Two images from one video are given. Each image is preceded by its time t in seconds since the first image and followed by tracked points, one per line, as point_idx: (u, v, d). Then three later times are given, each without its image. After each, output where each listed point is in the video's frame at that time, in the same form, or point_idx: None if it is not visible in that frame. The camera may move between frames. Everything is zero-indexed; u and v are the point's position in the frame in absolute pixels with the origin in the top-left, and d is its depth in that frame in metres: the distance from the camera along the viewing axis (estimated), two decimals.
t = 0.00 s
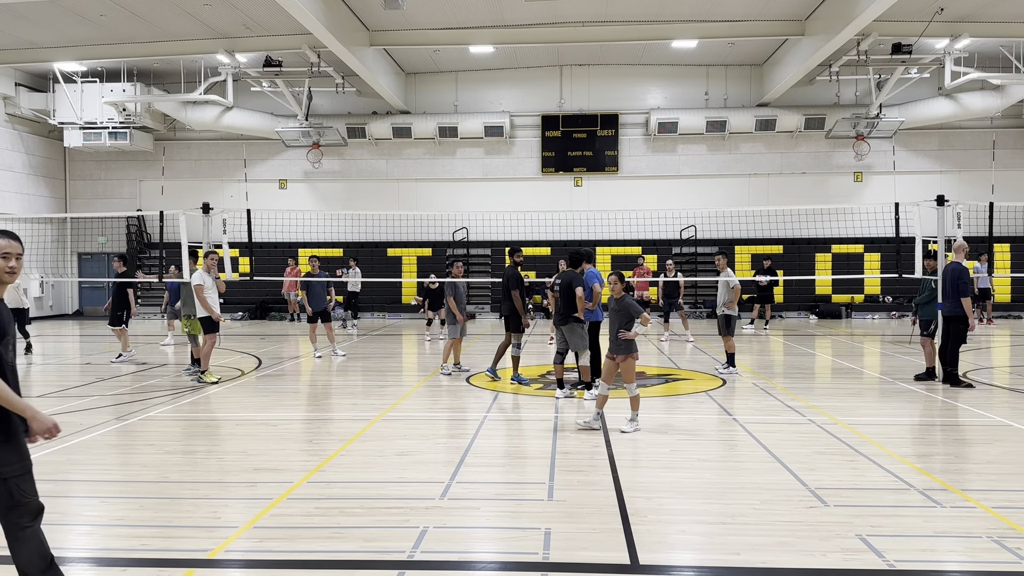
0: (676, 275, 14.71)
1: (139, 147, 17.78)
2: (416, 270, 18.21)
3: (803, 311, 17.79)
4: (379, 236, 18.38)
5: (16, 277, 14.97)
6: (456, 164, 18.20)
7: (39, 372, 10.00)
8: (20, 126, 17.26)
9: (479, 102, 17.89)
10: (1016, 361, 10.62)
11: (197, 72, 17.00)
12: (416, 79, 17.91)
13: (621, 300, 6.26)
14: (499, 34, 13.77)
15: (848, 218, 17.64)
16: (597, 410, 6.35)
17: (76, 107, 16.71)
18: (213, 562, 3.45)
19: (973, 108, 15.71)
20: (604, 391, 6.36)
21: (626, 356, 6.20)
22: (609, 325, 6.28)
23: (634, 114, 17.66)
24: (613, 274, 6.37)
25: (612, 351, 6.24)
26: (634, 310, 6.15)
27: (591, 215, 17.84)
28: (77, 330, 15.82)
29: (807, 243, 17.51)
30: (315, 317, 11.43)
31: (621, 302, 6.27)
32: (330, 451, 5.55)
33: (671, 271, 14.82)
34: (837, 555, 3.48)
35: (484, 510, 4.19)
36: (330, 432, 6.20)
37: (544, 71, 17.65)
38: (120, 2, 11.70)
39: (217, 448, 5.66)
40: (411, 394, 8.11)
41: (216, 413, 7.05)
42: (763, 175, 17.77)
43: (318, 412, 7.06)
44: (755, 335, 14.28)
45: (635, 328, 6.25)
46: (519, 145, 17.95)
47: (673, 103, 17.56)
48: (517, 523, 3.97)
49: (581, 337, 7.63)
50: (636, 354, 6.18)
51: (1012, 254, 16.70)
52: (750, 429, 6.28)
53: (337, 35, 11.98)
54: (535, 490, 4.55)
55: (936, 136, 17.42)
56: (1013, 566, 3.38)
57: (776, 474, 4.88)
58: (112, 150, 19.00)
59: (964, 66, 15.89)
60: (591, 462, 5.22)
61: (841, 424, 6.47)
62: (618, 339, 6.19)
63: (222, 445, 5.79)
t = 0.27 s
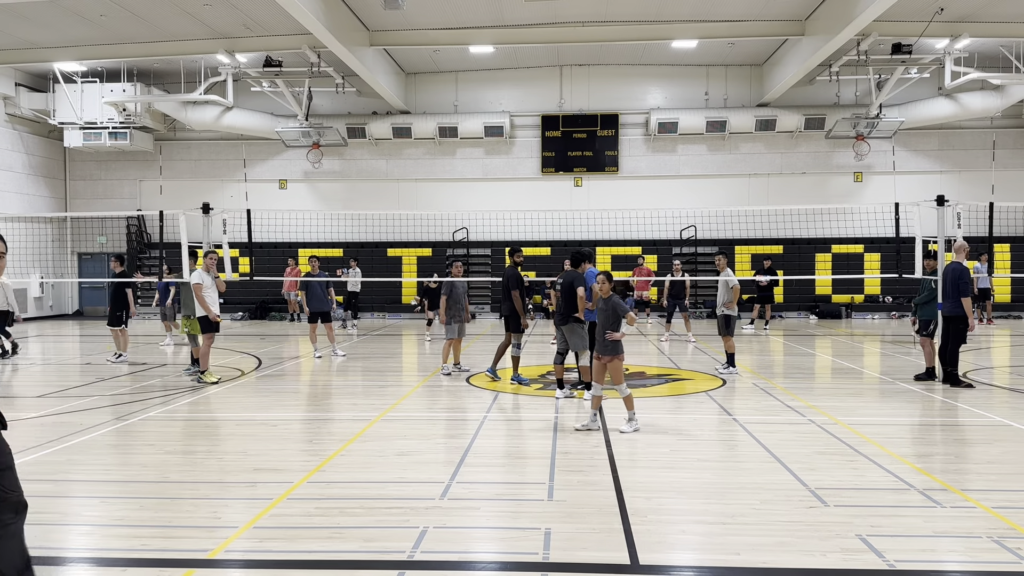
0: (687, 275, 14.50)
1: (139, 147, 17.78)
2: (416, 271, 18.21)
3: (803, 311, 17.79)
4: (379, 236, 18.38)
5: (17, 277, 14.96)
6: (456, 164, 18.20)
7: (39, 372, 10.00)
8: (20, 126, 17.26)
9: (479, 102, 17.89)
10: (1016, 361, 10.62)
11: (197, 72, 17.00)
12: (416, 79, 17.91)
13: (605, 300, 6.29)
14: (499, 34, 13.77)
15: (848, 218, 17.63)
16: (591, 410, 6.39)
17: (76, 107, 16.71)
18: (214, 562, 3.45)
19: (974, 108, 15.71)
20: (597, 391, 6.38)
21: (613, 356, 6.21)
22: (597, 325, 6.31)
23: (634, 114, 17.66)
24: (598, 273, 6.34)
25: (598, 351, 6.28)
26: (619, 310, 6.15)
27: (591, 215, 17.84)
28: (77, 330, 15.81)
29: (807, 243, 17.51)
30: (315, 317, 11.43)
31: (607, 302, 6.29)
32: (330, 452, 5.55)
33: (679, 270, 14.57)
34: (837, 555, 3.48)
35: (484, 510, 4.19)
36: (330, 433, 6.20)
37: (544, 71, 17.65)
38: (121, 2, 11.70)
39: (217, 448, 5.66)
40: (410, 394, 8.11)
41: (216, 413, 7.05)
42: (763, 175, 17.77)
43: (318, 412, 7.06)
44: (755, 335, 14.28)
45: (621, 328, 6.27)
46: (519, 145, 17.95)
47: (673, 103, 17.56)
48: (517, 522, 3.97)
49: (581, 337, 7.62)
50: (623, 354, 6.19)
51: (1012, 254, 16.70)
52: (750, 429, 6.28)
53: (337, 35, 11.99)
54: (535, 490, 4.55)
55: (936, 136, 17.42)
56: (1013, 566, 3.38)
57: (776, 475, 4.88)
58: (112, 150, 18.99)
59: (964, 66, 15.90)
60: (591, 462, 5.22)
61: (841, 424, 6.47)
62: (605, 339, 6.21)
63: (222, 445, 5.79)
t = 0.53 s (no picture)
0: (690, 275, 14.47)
1: (139, 147, 17.78)
2: (416, 271, 18.21)
3: (803, 311, 17.79)
4: (379, 236, 18.38)
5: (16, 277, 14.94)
6: (456, 164, 18.20)
7: (38, 372, 10.00)
8: (20, 126, 17.26)
9: (479, 102, 17.89)
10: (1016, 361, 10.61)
11: (197, 72, 17.00)
12: (416, 79, 17.91)
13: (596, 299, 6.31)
14: (499, 34, 13.78)
15: (848, 218, 17.63)
16: (591, 411, 6.37)
17: (76, 107, 16.71)
18: (214, 562, 3.44)
19: (974, 108, 15.72)
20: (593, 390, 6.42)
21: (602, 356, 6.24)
22: (588, 325, 6.35)
23: (634, 114, 17.66)
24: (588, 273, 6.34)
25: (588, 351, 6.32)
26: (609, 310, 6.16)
27: (591, 215, 17.84)
28: (77, 330, 15.81)
29: (807, 243, 17.51)
30: (314, 317, 11.43)
31: (597, 302, 6.30)
32: (330, 452, 5.54)
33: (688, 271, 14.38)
34: (837, 556, 3.48)
35: (484, 510, 4.19)
36: (329, 433, 6.20)
37: (544, 71, 17.65)
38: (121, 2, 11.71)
39: (217, 448, 5.66)
40: (410, 394, 8.11)
41: (216, 413, 7.05)
42: (763, 175, 17.77)
43: (318, 412, 7.06)
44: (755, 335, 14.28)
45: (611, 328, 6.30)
46: (519, 145, 17.96)
47: (673, 103, 17.57)
48: (517, 522, 3.97)
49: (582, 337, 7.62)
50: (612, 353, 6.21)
51: (1012, 254, 16.70)
52: (750, 429, 6.28)
53: (338, 35, 11.99)
54: (535, 490, 4.54)
55: (936, 135, 17.43)
56: (1013, 566, 3.38)
57: (776, 475, 4.88)
58: (112, 150, 18.99)
59: (964, 66, 15.90)
60: (591, 462, 5.22)
61: (841, 424, 6.47)
62: (595, 339, 6.24)
63: (221, 445, 5.79)
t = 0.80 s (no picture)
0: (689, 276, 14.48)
1: (139, 147, 17.78)
2: (416, 271, 18.20)
3: (803, 311, 17.79)
4: (379, 236, 18.37)
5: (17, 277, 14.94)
6: (456, 164, 18.20)
7: (38, 372, 10.00)
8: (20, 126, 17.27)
9: (479, 102, 17.88)
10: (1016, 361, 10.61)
11: (197, 72, 17.00)
12: (416, 79, 17.91)
13: (591, 299, 6.32)
14: (499, 34, 13.78)
15: (848, 218, 17.63)
16: (590, 411, 6.36)
17: (76, 107, 16.70)
18: (213, 562, 3.45)
19: (974, 108, 15.72)
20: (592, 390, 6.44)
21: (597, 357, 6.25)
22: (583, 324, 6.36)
23: (634, 114, 17.66)
24: (584, 273, 6.34)
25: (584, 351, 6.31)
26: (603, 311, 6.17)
27: (591, 215, 17.85)
28: (77, 330, 15.80)
29: (807, 243, 17.49)
30: (314, 317, 11.43)
31: (592, 302, 6.30)
32: (330, 452, 5.54)
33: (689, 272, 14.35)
34: (837, 555, 3.48)
35: (484, 510, 4.19)
36: (330, 433, 6.20)
37: (544, 71, 17.65)
38: (121, 3, 11.72)
39: (217, 448, 5.66)
40: (410, 394, 8.11)
41: (216, 413, 7.05)
42: (763, 175, 17.77)
43: (318, 412, 7.07)
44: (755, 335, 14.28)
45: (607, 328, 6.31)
46: (519, 145, 17.96)
47: (673, 103, 17.57)
48: (517, 523, 3.97)
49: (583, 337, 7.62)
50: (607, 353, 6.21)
51: (1012, 254, 16.70)
52: (750, 429, 6.28)
53: (338, 35, 11.99)
54: (535, 490, 4.54)
55: (936, 135, 17.44)
56: (1013, 566, 3.38)
57: (776, 475, 4.88)
58: (112, 150, 18.99)
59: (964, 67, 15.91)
60: (591, 463, 5.22)
61: (841, 424, 6.47)
62: (589, 339, 6.25)
63: (221, 445, 5.79)
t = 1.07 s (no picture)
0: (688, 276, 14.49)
1: (139, 147, 17.77)
2: (417, 271, 18.20)
3: (803, 311, 17.79)
4: (379, 237, 18.37)
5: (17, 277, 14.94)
6: (456, 164, 18.21)
7: (39, 372, 10.00)
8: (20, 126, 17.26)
9: (479, 102, 17.89)
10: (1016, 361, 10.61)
11: (197, 72, 17.01)
12: (416, 79, 17.91)
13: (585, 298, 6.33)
14: (499, 34, 13.78)
15: (847, 218, 17.66)
16: (590, 411, 6.38)
17: (76, 107, 16.70)
18: (214, 562, 3.45)
19: (974, 108, 15.73)
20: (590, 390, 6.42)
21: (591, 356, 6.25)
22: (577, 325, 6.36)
23: (634, 114, 17.67)
24: (578, 273, 6.34)
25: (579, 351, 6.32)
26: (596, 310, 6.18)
27: (591, 214, 17.85)
28: (77, 330, 15.80)
29: (807, 243, 17.49)
30: (314, 317, 11.43)
31: (587, 302, 6.31)
32: (330, 452, 5.55)
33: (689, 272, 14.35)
34: (837, 555, 3.48)
35: (484, 510, 4.20)
36: (330, 433, 6.20)
37: (544, 71, 17.65)
38: (122, 3, 11.72)
39: (217, 448, 5.67)
40: (410, 394, 8.11)
41: (216, 412, 7.06)
42: (763, 175, 17.78)
43: (318, 412, 7.07)
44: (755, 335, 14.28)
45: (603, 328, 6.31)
46: (519, 145, 17.96)
47: (673, 103, 17.57)
48: (517, 523, 3.97)
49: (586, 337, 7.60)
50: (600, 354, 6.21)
51: (1012, 254, 16.70)
52: (750, 429, 6.29)
53: (338, 35, 12.00)
54: (535, 490, 4.54)
55: (936, 136, 17.44)
56: (1013, 566, 3.38)
57: (776, 475, 4.88)
58: (112, 150, 18.98)
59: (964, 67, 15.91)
60: (592, 463, 5.22)
61: (841, 424, 6.47)
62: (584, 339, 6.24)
63: (222, 445, 5.79)
